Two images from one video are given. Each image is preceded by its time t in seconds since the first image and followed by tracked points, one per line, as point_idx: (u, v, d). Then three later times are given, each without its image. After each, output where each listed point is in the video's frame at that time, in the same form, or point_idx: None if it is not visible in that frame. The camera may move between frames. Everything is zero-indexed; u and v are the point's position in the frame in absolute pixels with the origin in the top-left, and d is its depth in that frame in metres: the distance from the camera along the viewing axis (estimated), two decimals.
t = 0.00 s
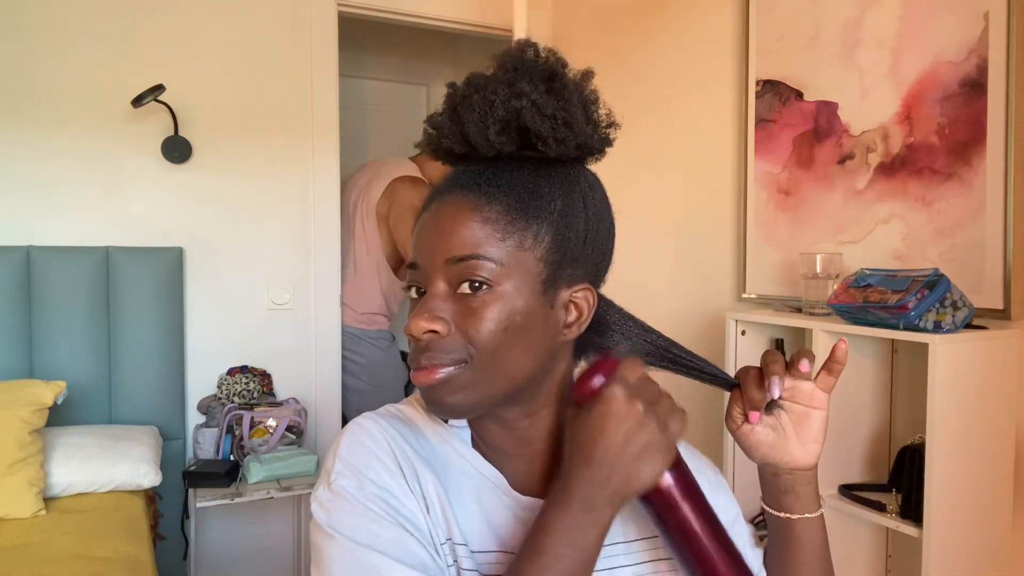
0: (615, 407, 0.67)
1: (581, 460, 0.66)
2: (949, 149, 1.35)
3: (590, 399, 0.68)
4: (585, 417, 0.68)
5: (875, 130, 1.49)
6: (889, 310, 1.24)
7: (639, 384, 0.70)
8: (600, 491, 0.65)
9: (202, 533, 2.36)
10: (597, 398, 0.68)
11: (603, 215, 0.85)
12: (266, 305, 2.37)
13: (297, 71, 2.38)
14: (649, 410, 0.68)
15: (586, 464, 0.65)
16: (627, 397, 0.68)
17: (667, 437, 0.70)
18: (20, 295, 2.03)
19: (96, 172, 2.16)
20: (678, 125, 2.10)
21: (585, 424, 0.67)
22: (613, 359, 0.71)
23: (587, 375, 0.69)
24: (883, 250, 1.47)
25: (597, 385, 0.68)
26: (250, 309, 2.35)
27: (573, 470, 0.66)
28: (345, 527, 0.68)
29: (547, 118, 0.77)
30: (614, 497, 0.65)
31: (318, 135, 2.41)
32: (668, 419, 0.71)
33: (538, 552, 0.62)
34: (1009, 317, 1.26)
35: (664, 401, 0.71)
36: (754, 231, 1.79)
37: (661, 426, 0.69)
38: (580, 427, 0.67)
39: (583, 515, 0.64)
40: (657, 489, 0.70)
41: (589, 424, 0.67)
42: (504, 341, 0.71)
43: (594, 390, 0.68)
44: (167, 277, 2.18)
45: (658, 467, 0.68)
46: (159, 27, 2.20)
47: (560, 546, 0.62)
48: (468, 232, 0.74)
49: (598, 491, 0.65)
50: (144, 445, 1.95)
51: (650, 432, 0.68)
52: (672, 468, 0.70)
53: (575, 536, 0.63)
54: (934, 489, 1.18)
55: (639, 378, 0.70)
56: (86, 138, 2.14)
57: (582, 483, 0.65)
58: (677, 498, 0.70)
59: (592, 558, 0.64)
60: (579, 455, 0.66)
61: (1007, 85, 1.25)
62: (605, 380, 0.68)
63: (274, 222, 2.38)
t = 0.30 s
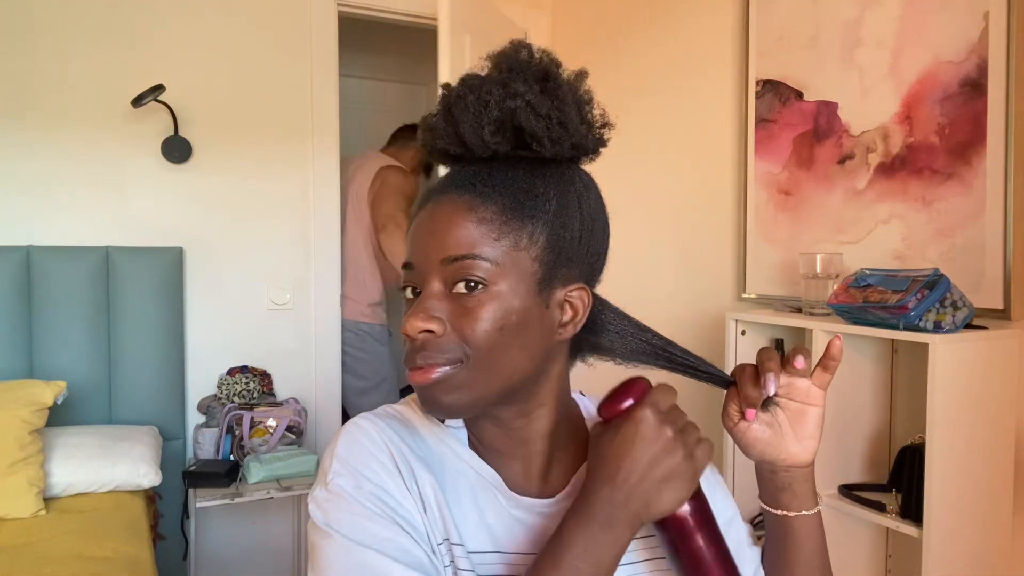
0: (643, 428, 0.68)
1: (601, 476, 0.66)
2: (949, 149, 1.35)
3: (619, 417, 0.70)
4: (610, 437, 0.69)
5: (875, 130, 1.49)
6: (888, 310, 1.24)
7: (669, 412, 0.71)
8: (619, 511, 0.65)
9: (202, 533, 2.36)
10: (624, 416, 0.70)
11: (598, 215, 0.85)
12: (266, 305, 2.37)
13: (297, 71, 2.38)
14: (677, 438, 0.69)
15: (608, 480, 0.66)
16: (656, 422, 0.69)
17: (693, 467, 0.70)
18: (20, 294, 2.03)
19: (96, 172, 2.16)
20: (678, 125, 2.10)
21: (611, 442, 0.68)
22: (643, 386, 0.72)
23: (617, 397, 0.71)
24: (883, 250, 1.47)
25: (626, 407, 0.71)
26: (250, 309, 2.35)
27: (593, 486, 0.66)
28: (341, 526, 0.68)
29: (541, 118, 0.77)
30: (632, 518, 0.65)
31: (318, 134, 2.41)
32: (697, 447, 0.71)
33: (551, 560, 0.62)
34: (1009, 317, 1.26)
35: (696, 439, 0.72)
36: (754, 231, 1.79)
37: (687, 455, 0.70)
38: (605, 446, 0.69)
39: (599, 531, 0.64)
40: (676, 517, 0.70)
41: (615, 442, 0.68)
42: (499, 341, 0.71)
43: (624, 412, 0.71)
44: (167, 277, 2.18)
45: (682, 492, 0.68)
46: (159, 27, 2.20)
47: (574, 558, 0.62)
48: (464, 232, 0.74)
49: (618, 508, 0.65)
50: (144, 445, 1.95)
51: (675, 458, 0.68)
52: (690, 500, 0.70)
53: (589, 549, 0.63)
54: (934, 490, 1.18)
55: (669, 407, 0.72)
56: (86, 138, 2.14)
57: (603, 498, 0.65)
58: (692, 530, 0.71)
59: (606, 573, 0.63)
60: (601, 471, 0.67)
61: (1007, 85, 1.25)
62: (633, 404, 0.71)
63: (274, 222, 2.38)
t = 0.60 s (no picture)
0: (639, 426, 0.68)
1: (599, 471, 0.66)
2: (949, 149, 1.35)
3: (613, 414, 0.69)
4: (605, 432, 0.69)
5: (875, 130, 1.49)
6: (888, 310, 1.24)
7: (663, 407, 0.71)
8: (616, 505, 0.65)
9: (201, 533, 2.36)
10: (620, 413, 0.69)
11: (595, 214, 0.85)
12: (266, 305, 2.37)
13: (297, 71, 2.38)
14: (673, 434, 0.70)
15: (606, 475, 0.66)
16: (654, 420, 0.69)
17: (687, 459, 0.71)
18: (21, 295, 2.03)
19: (96, 173, 2.16)
20: (678, 125, 2.10)
21: (607, 437, 0.68)
22: (640, 381, 0.71)
23: (613, 392, 0.70)
24: (883, 250, 1.47)
25: (621, 402, 0.69)
26: (250, 309, 2.35)
27: (590, 480, 0.66)
28: (341, 524, 0.68)
29: (538, 117, 0.77)
30: (629, 510, 0.66)
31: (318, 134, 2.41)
32: (691, 441, 0.72)
33: (549, 555, 0.63)
34: (1009, 317, 1.26)
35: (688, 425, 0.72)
36: (754, 231, 1.79)
37: (681, 449, 0.70)
38: (601, 441, 0.68)
39: (596, 524, 0.64)
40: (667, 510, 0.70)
41: (611, 437, 0.68)
42: (496, 340, 0.71)
43: (619, 409, 0.70)
44: (167, 277, 2.18)
45: (676, 485, 0.69)
46: (159, 27, 2.21)
47: (573, 552, 0.63)
48: (461, 231, 0.74)
49: (616, 503, 0.65)
50: (144, 445, 1.95)
51: (671, 454, 0.69)
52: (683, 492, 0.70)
53: (587, 543, 0.63)
54: (934, 489, 1.18)
55: (664, 401, 0.72)
56: (86, 138, 2.14)
57: (600, 492, 0.65)
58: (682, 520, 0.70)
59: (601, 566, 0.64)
60: (598, 466, 0.67)
61: (1007, 85, 1.25)
62: (629, 400, 0.70)
63: (274, 222, 2.38)
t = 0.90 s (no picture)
0: (624, 406, 0.66)
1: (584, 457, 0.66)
2: (949, 150, 1.35)
3: (596, 396, 0.67)
4: (591, 413, 0.67)
5: (875, 130, 1.49)
6: (888, 310, 1.24)
7: (647, 383, 0.69)
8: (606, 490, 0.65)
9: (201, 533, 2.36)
10: (603, 394, 0.67)
11: (597, 214, 0.85)
12: (266, 305, 2.37)
13: (297, 71, 2.38)
14: (659, 410, 0.68)
15: (592, 459, 0.65)
16: (637, 396, 0.67)
17: (676, 437, 0.69)
18: (21, 295, 2.03)
19: (96, 172, 2.16)
20: (678, 125, 2.10)
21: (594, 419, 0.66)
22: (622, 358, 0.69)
23: (593, 373, 0.68)
24: (883, 250, 1.47)
25: (605, 384, 0.67)
26: (250, 309, 2.35)
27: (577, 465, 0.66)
28: (341, 523, 0.68)
29: (540, 117, 0.77)
30: (619, 495, 0.65)
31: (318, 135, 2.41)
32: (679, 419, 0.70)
33: (540, 546, 0.62)
34: (1009, 317, 1.26)
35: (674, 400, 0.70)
36: (754, 231, 1.79)
37: (670, 425, 0.69)
38: (586, 425, 0.67)
39: (586, 510, 0.63)
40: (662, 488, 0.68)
41: (597, 421, 0.67)
42: (496, 339, 0.71)
43: (603, 390, 0.67)
44: (167, 277, 2.18)
45: (665, 466, 0.68)
46: (159, 27, 2.20)
47: (563, 540, 0.62)
48: (461, 231, 0.74)
49: (605, 487, 0.65)
50: (144, 445, 1.95)
51: (658, 432, 0.67)
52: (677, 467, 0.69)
53: (578, 531, 0.63)
54: (934, 489, 1.18)
55: (647, 378, 0.69)
56: (86, 138, 2.14)
57: (588, 478, 0.65)
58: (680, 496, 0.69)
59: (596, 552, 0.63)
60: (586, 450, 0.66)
61: (1007, 85, 1.25)
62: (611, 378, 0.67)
63: (274, 222, 2.38)
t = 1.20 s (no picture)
0: (624, 413, 0.66)
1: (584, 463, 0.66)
2: (949, 150, 1.35)
3: (597, 401, 0.67)
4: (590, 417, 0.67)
5: (875, 130, 1.49)
6: (889, 310, 1.24)
7: (645, 389, 0.69)
8: (606, 497, 0.65)
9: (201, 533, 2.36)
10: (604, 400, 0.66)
11: (600, 215, 0.85)
12: (265, 305, 2.37)
13: (297, 71, 2.39)
14: (658, 417, 0.68)
15: (592, 466, 0.65)
16: (636, 403, 0.67)
17: (672, 441, 0.69)
18: (21, 295, 2.03)
19: (96, 173, 2.16)
20: (678, 124, 2.10)
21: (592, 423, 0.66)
22: (620, 364, 0.68)
23: (593, 378, 0.67)
24: (883, 250, 1.47)
25: (604, 389, 0.67)
26: (250, 310, 2.36)
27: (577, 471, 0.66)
28: (340, 526, 0.68)
29: (543, 117, 0.77)
30: (618, 501, 0.65)
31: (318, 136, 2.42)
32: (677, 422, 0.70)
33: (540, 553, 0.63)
34: (1009, 317, 1.26)
35: (671, 406, 0.70)
36: (754, 231, 1.79)
37: (667, 432, 0.69)
38: (587, 429, 0.67)
39: (585, 516, 0.64)
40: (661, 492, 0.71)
41: (595, 427, 0.67)
42: (497, 339, 0.71)
43: (603, 395, 0.67)
44: (167, 277, 2.18)
45: (662, 472, 0.69)
46: (159, 27, 2.20)
47: (563, 548, 0.63)
48: (463, 230, 0.74)
49: (602, 493, 0.65)
50: (144, 445, 1.95)
51: (657, 438, 0.68)
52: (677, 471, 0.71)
53: (575, 536, 0.63)
54: (934, 489, 1.18)
55: (646, 384, 0.69)
56: (86, 138, 2.14)
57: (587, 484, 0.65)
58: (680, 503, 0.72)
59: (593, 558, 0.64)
60: (585, 456, 0.66)
61: (1007, 85, 1.25)
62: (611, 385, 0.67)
63: (274, 222, 2.38)
